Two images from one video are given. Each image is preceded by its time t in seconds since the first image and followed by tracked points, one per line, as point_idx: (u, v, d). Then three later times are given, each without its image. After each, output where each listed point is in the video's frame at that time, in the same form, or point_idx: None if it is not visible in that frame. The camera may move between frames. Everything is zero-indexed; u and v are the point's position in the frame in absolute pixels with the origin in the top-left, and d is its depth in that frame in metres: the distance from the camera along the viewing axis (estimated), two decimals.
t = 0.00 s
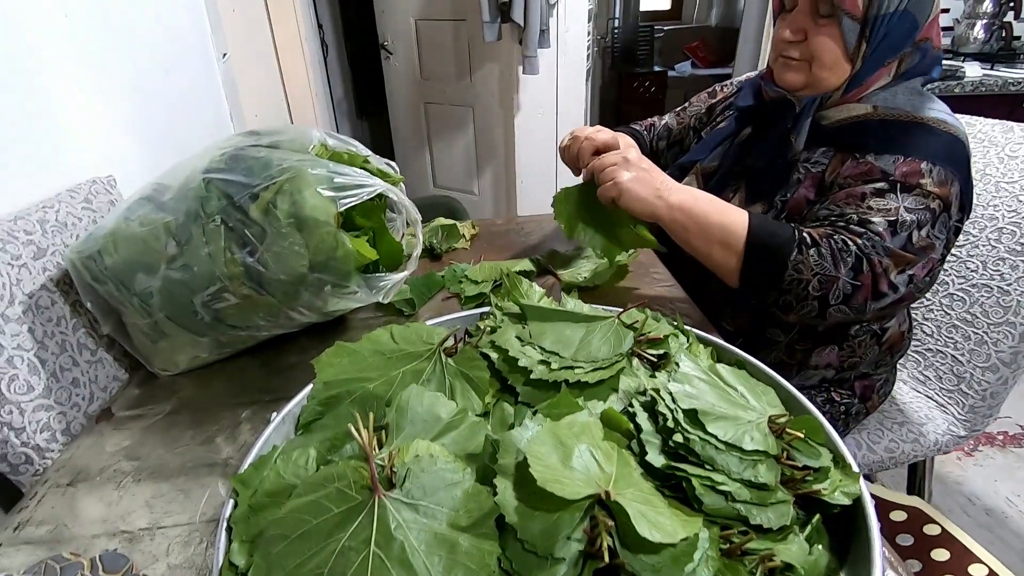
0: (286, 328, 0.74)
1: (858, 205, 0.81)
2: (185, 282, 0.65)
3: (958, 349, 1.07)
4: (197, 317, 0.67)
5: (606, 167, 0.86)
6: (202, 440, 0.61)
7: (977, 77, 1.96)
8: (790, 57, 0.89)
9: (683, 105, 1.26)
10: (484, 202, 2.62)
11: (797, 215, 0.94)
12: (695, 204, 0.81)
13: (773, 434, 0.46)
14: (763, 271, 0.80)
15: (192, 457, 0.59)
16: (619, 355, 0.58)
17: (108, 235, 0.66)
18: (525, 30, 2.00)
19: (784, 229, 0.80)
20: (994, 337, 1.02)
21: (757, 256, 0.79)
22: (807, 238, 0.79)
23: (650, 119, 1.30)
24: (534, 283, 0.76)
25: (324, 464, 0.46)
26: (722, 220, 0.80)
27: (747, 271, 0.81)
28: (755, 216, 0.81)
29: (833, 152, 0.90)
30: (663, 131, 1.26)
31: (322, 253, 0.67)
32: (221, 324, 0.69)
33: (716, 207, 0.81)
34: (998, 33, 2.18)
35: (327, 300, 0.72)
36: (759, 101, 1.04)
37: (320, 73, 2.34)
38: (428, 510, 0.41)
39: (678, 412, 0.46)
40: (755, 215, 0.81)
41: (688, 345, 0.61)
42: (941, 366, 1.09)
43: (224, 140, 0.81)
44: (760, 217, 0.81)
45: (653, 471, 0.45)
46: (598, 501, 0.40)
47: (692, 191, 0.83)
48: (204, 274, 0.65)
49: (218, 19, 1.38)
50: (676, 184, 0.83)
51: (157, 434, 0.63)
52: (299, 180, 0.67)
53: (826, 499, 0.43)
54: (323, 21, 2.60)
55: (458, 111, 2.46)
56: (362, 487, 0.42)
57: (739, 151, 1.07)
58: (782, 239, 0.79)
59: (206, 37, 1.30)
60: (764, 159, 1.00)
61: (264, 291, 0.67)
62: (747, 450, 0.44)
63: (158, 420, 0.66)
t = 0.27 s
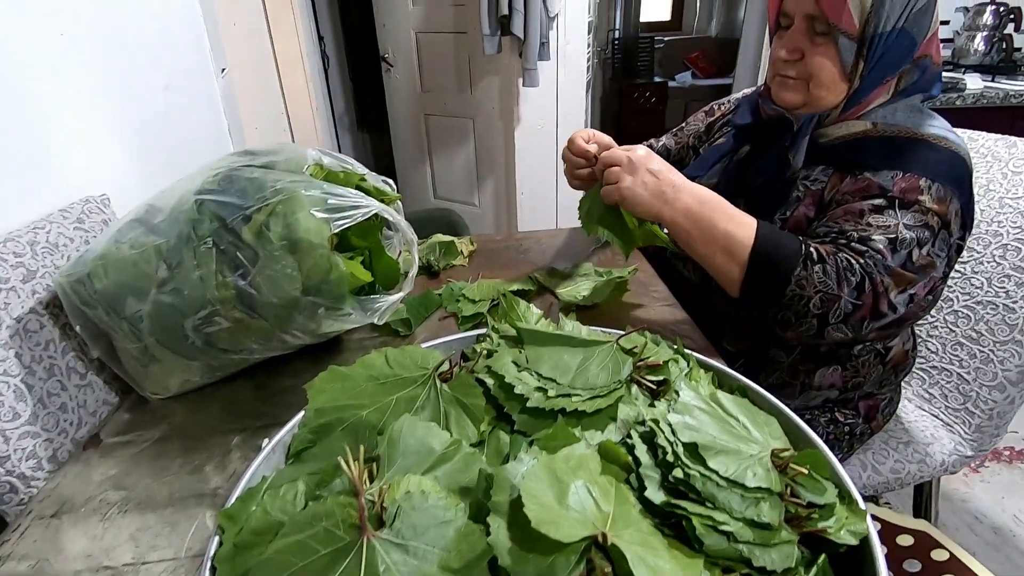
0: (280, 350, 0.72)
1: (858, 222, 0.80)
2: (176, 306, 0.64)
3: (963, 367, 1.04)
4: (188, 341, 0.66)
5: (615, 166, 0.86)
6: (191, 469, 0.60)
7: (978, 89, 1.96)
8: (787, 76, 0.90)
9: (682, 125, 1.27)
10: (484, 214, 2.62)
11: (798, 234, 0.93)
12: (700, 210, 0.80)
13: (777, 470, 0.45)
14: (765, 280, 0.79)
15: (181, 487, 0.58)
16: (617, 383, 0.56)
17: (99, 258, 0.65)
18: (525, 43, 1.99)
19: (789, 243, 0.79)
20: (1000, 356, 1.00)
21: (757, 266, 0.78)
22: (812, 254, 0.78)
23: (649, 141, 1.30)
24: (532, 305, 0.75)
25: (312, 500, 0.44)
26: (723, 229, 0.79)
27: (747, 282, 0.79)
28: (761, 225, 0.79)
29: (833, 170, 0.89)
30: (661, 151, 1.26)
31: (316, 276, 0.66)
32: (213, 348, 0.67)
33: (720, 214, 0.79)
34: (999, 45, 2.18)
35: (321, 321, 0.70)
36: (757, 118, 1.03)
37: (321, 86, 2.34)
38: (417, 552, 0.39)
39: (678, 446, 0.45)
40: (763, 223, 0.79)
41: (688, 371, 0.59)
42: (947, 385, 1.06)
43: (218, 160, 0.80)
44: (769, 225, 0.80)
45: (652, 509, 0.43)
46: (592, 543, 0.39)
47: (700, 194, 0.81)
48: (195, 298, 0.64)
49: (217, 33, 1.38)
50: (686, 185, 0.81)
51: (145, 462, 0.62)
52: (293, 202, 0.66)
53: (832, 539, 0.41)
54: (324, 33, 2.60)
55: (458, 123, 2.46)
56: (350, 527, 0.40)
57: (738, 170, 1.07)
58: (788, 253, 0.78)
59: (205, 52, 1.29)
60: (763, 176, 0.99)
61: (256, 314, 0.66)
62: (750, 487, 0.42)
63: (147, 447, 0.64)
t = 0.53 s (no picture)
0: (268, 381, 0.70)
1: (876, 259, 0.78)
2: (159, 338, 0.62)
3: (973, 393, 1.00)
4: (171, 373, 0.63)
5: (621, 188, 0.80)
6: (171, 510, 0.57)
7: (981, 106, 1.94)
8: (788, 101, 0.88)
9: (682, 137, 1.25)
10: (483, 229, 2.60)
11: (806, 262, 0.91)
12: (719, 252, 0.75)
13: (789, 525, 0.44)
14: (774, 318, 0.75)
15: (159, 530, 0.55)
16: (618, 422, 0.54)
17: (79, 288, 0.63)
18: (524, 60, 1.98)
19: (808, 287, 0.75)
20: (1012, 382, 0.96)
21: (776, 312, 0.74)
22: (834, 302, 0.75)
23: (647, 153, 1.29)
24: (530, 333, 0.72)
25: (292, 554, 0.42)
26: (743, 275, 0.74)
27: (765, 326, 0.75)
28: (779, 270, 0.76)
29: (841, 198, 0.87)
30: (659, 164, 1.26)
31: (305, 306, 0.64)
32: (197, 379, 0.65)
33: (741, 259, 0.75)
34: (1000, 62, 2.16)
35: (311, 351, 0.68)
36: (759, 142, 1.01)
37: (320, 100, 2.33)
38: None
39: (683, 496, 0.44)
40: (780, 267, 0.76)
41: (693, 408, 0.56)
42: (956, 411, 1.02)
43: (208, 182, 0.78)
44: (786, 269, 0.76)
45: (656, 565, 0.41)
46: None
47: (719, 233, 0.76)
48: (178, 329, 0.62)
49: (213, 51, 1.37)
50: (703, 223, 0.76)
51: (123, 502, 0.59)
52: (282, 229, 0.64)
53: None
54: (324, 48, 2.60)
55: (458, 138, 2.44)
56: None
57: (739, 195, 1.03)
58: (809, 297, 0.74)
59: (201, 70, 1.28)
60: (765, 204, 0.96)
61: (242, 345, 0.64)
62: (760, 545, 0.41)
63: (126, 484, 0.61)
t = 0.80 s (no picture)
0: (253, 391, 0.66)
1: (881, 271, 0.76)
2: (137, 346, 0.59)
3: (988, 404, 0.97)
4: (149, 383, 0.60)
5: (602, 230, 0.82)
6: (144, 530, 0.54)
7: (986, 111, 1.92)
8: (795, 104, 0.85)
9: (683, 148, 1.22)
10: (482, 234, 2.57)
11: (812, 271, 0.88)
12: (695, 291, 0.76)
13: (811, 552, 0.41)
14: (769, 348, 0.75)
15: (132, 552, 0.52)
16: (621, 436, 0.50)
17: (52, 292, 0.59)
18: (525, 63, 1.96)
19: (799, 308, 0.75)
20: None
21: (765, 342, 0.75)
22: (826, 319, 0.74)
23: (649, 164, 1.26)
24: (529, 341, 0.69)
25: None
26: (722, 311, 0.75)
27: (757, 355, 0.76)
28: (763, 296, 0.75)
29: (848, 205, 0.84)
30: (662, 176, 1.22)
31: (292, 312, 0.60)
32: (177, 390, 0.62)
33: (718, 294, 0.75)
34: (1004, 67, 2.14)
35: (298, 360, 0.64)
36: (765, 146, 0.99)
37: (318, 103, 2.30)
38: None
39: (694, 519, 0.41)
40: (765, 291, 0.76)
41: (701, 422, 0.53)
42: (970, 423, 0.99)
43: (194, 183, 0.74)
44: (773, 292, 0.76)
45: None
46: None
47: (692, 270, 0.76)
48: (157, 336, 0.58)
49: (207, 50, 1.34)
50: (678, 261, 0.77)
51: (95, 520, 0.56)
52: (268, 231, 0.60)
53: None
54: (323, 51, 2.57)
55: (457, 143, 2.41)
56: None
57: (745, 200, 1.02)
58: (800, 321, 0.74)
59: (195, 70, 1.25)
60: (772, 210, 0.95)
61: (225, 353, 0.60)
62: None
63: (99, 501, 0.58)
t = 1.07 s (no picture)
0: (259, 391, 0.67)
1: (879, 261, 0.76)
2: (146, 345, 0.59)
3: (990, 406, 0.97)
4: (157, 382, 0.61)
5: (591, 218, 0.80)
6: (151, 527, 0.54)
7: (987, 116, 1.92)
8: (797, 109, 0.86)
9: (685, 147, 1.23)
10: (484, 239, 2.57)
11: (812, 267, 0.88)
12: (694, 271, 0.74)
13: (813, 546, 0.41)
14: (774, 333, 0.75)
15: (139, 548, 0.52)
16: (625, 434, 0.50)
17: (63, 292, 0.60)
18: (527, 69, 1.97)
19: (799, 291, 0.74)
20: None
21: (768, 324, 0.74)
22: (826, 303, 0.74)
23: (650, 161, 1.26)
24: (533, 342, 0.69)
25: None
26: (723, 291, 0.74)
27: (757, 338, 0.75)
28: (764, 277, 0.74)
29: (849, 203, 0.85)
30: (664, 175, 1.23)
31: (298, 311, 0.61)
32: (185, 388, 0.62)
33: (719, 273, 0.74)
34: (1005, 73, 2.14)
35: (304, 359, 0.65)
36: (769, 148, 1.00)
37: (322, 109, 2.32)
38: None
39: (698, 514, 0.42)
40: (766, 274, 0.75)
41: (704, 420, 0.53)
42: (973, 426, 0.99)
43: (202, 186, 0.75)
44: (774, 274, 0.75)
45: None
46: None
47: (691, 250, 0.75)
48: (166, 335, 0.59)
49: (214, 55, 1.35)
50: (674, 241, 0.75)
51: (103, 517, 0.56)
52: (276, 231, 0.61)
53: None
54: (326, 57, 2.59)
55: (459, 148, 2.43)
56: None
57: (747, 201, 1.02)
58: (802, 305, 0.74)
59: (201, 76, 1.26)
60: (775, 210, 0.94)
61: (232, 352, 0.61)
62: (784, 570, 0.39)
63: (107, 498, 0.59)
